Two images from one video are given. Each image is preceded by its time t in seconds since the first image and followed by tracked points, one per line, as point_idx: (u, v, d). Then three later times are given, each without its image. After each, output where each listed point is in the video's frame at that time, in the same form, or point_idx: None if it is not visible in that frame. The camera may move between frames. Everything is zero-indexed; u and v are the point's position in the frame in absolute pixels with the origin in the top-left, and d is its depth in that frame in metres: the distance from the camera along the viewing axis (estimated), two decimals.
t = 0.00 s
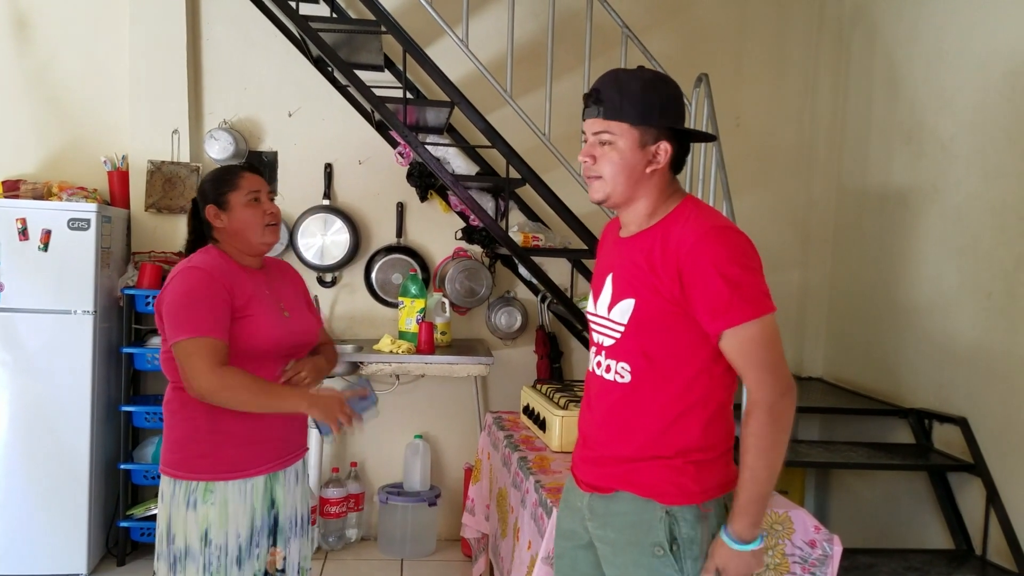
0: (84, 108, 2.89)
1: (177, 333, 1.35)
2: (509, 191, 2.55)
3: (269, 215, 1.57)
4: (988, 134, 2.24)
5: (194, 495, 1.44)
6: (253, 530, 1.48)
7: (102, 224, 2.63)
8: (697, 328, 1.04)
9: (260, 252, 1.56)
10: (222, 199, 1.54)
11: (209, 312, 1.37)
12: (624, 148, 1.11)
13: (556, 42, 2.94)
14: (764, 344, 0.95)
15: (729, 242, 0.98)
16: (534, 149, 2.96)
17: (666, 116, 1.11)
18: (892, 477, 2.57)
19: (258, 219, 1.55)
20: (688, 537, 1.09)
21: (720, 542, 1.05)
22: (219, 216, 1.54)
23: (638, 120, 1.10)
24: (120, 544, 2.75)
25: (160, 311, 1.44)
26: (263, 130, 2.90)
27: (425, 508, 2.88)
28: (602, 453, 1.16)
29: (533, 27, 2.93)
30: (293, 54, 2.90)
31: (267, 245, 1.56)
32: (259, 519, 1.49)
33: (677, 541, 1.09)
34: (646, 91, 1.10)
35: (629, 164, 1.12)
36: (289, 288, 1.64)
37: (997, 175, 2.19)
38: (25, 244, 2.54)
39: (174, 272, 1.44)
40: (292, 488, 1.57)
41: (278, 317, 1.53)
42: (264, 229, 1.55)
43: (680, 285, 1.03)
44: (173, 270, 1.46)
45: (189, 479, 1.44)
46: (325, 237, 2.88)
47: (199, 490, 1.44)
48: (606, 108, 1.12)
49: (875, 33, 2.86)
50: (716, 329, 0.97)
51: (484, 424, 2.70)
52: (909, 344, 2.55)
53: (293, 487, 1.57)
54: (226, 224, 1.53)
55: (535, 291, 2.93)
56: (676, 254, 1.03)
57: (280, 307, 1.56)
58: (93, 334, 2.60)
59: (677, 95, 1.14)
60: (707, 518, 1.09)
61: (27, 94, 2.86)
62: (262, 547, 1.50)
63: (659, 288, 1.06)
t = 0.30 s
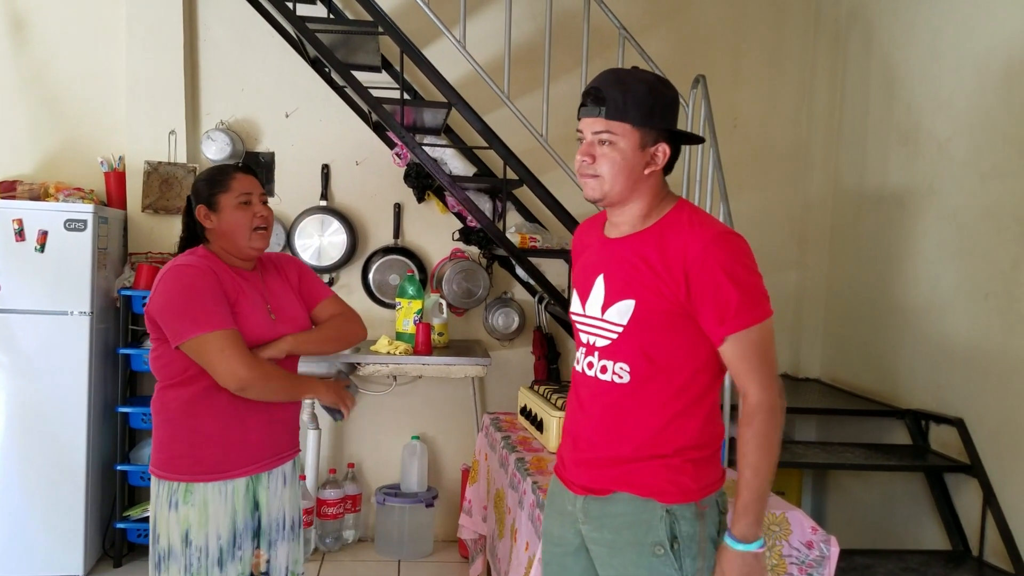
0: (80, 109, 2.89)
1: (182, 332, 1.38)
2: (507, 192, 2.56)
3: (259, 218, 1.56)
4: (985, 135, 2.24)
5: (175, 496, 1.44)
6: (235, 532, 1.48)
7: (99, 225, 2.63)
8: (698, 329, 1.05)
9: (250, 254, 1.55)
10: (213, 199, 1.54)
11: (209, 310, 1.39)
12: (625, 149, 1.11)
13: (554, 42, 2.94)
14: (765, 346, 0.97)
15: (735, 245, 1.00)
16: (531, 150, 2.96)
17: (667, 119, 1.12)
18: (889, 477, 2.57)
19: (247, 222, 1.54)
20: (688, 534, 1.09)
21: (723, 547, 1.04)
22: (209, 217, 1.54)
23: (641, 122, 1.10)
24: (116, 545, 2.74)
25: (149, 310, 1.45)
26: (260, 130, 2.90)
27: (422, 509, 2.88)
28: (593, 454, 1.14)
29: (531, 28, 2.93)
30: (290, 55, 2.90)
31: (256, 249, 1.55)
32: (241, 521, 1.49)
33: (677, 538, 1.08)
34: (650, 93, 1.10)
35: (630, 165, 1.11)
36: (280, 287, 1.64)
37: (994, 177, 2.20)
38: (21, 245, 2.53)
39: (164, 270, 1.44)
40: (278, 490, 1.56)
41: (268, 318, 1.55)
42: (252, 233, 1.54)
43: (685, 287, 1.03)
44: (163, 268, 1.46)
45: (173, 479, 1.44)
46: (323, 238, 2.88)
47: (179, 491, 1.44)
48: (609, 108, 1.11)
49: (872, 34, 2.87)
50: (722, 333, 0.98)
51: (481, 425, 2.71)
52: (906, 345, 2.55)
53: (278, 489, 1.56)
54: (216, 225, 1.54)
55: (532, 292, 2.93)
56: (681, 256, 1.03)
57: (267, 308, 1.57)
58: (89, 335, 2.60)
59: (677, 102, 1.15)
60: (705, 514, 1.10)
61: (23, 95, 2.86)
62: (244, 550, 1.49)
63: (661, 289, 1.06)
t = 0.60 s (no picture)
0: (78, 109, 2.89)
1: (174, 335, 1.38)
2: (505, 193, 2.56)
3: (256, 222, 1.56)
4: (983, 136, 2.25)
5: (174, 498, 1.44)
6: (233, 534, 1.48)
7: (97, 226, 2.62)
8: (690, 327, 1.06)
9: (246, 256, 1.56)
10: (210, 201, 1.54)
11: (202, 312, 1.40)
12: (617, 149, 1.11)
13: (552, 44, 2.95)
14: (747, 342, 0.98)
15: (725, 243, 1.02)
16: (530, 151, 2.96)
17: (659, 121, 1.12)
18: (887, 478, 2.57)
19: (244, 225, 1.54)
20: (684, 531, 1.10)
21: (681, 536, 1.00)
22: (206, 218, 1.54)
23: (632, 122, 1.10)
24: (114, 546, 2.74)
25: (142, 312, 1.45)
26: (259, 132, 2.90)
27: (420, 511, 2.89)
28: (589, 454, 1.14)
29: (529, 30, 2.93)
30: (288, 55, 2.90)
31: (252, 251, 1.55)
32: (238, 522, 1.49)
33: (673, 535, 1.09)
34: (642, 94, 1.10)
35: (621, 165, 1.11)
36: (277, 289, 1.65)
37: (991, 178, 2.20)
38: (19, 246, 2.53)
39: (158, 273, 1.44)
40: (274, 490, 1.56)
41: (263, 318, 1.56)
42: (249, 235, 1.54)
43: (677, 283, 1.04)
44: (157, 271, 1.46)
45: (171, 481, 1.43)
46: (321, 239, 2.88)
47: (177, 493, 1.43)
48: (601, 108, 1.11)
49: (870, 36, 2.88)
50: (710, 325, 0.98)
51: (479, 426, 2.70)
52: (904, 346, 2.56)
53: (275, 490, 1.56)
54: (212, 227, 1.54)
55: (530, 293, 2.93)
56: (674, 253, 1.04)
57: (267, 308, 1.58)
58: (87, 336, 2.60)
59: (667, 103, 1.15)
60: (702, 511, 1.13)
61: (21, 95, 2.86)
62: (241, 551, 1.49)
63: (653, 286, 1.06)
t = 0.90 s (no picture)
0: (77, 109, 2.88)
1: (173, 342, 1.38)
2: (504, 193, 2.56)
3: (251, 224, 1.56)
4: (982, 136, 2.25)
5: (181, 499, 1.43)
6: (242, 534, 1.48)
7: (97, 226, 2.63)
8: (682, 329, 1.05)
9: (241, 258, 1.56)
10: (207, 203, 1.54)
11: (196, 316, 1.39)
12: (580, 151, 1.12)
13: (552, 44, 2.95)
14: (741, 345, 0.97)
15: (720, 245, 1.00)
16: (529, 151, 2.96)
17: (618, 114, 1.09)
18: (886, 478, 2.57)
19: (239, 227, 1.54)
20: (672, 531, 1.09)
21: (677, 546, 1.00)
22: (202, 220, 1.55)
23: (589, 123, 1.10)
24: (114, 546, 2.74)
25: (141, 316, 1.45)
26: (258, 132, 2.90)
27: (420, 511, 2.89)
28: (584, 450, 1.14)
29: (529, 30, 2.93)
30: (288, 55, 2.90)
31: (247, 252, 1.56)
32: (247, 522, 1.49)
33: (661, 536, 1.08)
34: (594, 93, 1.09)
35: (588, 166, 1.12)
36: (274, 290, 1.65)
37: (991, 177, 2.20)
38: (19, 246, 2.53)
39: (156, 277, 1.44)
40: (280, 490, 1.57)
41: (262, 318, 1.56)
42: (244, 237, 1.54)
43: (669, 282, 1.03)
44: (156, 274, 1.46)
45: (177, 482, 1.43)
46: (320, 239, 2.88)
47: (185, 495, 1.43)
48: (566, 116, 1.14)
49: (869, 36, 2.88)
50: (701, 325, 0.97)
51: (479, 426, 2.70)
52: (903, 346, 2.56)
53: (281, 489, 1.57)
54: (208, 228, 1.54)
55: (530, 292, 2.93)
56: (666, 251, 1.03)
57: (266, 310, 1.58)
58: (87, 336, 2.60)
59: (634, 88, 1.11)
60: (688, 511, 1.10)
61: (20, 95, 2.85)
62: (249, 551, 1.50)
63: (646, 284, 1.06)
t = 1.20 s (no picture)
0: (75, 108, 2.88)
1: (172, 344, 1.38)
2: (502, 192, 2.56)
3: (249, 225, 1.56)
4: (980, 135, 2.25)
5: (182, 499, 1.43)
6: (243, 533, 1.48)
7: (95, 226, 2.62)
8: (681, 333, 1.02)
9: (239, 258, 1.56)
10: (204, 204, 1.54)
11: (192, 319, 1.39)
12: (591, 151, 1.12)
13: (550, 44, 2.95)
14: (735, 355, 0.93)
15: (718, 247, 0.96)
16: (528, 151, 2.96)
17: (625, 112, 1.08)
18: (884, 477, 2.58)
19: (236, 228, 1.54)
20: (667, 537, 1.08)
21: (673, 564, 0.99)
22: (200, 220, 1.54)
23: (598, 123, 1.10)
24: (112, 546, 2.73)
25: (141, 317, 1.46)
26: (257, 131, 2.90)
27: (418, 510, 2.89)
28: (588, 450, 1.16)
29: (527, 29, 2.93)
30: (286, 55, 2.90)
31: (245, 253, 1.56)
32: (249, 521, 1.49)
33: (657, 540, 1.08)
34: (603, 93, 1.10)
35: (599, 165, 1.11)
36: (270, 290, 1.65)
37: (989, 177, 2.20)
38: (17, 245, 2.53)
39: (156, 278, 1.44)
40: (281, 489, 1.57)
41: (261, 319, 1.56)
42: (241, 238, 1.54)
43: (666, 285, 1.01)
44: (155, 276, 1.46)
45: (178, 482, 1.43)
46: (319, 238, 2.88)
47: (187, 494, 1.43)
48: (580, 120, 1.15)
49: (868, 36, 2.88)
50: (691, 330, 0.95)
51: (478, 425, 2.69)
52: (901, 345, 2.56)
53: (281, 488, 1.57)
54: (206, 229, 1.54)
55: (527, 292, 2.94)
56: (665, 253, 1.01)
57: (264, 311, 1.58)
58: (85, 335, 2.60)
59: (644, 86, 1.09)
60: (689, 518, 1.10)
61: (18, 95, 2.85)
62: (251, 550, 1.50)
63: (646, 286, 1.04)
